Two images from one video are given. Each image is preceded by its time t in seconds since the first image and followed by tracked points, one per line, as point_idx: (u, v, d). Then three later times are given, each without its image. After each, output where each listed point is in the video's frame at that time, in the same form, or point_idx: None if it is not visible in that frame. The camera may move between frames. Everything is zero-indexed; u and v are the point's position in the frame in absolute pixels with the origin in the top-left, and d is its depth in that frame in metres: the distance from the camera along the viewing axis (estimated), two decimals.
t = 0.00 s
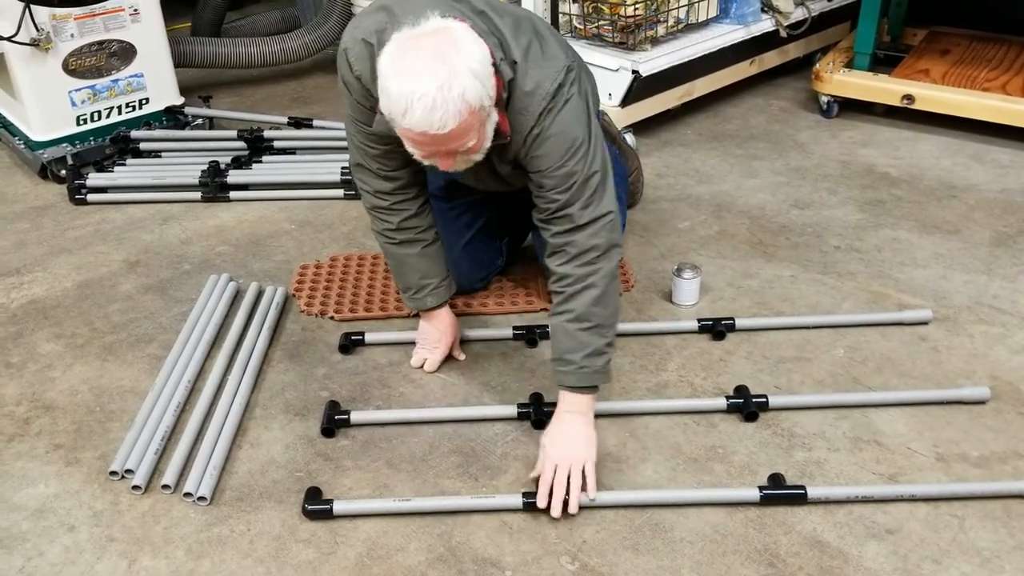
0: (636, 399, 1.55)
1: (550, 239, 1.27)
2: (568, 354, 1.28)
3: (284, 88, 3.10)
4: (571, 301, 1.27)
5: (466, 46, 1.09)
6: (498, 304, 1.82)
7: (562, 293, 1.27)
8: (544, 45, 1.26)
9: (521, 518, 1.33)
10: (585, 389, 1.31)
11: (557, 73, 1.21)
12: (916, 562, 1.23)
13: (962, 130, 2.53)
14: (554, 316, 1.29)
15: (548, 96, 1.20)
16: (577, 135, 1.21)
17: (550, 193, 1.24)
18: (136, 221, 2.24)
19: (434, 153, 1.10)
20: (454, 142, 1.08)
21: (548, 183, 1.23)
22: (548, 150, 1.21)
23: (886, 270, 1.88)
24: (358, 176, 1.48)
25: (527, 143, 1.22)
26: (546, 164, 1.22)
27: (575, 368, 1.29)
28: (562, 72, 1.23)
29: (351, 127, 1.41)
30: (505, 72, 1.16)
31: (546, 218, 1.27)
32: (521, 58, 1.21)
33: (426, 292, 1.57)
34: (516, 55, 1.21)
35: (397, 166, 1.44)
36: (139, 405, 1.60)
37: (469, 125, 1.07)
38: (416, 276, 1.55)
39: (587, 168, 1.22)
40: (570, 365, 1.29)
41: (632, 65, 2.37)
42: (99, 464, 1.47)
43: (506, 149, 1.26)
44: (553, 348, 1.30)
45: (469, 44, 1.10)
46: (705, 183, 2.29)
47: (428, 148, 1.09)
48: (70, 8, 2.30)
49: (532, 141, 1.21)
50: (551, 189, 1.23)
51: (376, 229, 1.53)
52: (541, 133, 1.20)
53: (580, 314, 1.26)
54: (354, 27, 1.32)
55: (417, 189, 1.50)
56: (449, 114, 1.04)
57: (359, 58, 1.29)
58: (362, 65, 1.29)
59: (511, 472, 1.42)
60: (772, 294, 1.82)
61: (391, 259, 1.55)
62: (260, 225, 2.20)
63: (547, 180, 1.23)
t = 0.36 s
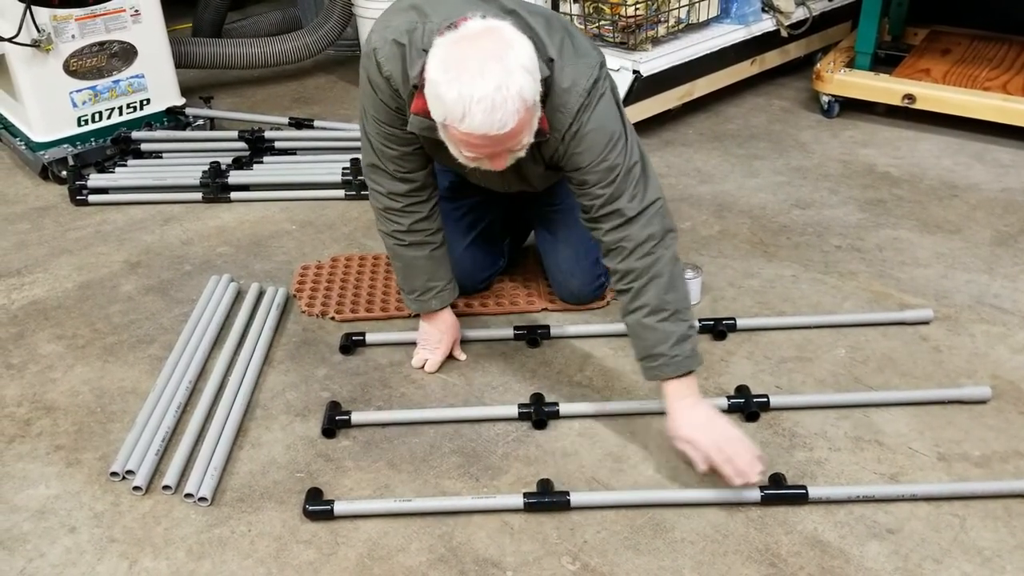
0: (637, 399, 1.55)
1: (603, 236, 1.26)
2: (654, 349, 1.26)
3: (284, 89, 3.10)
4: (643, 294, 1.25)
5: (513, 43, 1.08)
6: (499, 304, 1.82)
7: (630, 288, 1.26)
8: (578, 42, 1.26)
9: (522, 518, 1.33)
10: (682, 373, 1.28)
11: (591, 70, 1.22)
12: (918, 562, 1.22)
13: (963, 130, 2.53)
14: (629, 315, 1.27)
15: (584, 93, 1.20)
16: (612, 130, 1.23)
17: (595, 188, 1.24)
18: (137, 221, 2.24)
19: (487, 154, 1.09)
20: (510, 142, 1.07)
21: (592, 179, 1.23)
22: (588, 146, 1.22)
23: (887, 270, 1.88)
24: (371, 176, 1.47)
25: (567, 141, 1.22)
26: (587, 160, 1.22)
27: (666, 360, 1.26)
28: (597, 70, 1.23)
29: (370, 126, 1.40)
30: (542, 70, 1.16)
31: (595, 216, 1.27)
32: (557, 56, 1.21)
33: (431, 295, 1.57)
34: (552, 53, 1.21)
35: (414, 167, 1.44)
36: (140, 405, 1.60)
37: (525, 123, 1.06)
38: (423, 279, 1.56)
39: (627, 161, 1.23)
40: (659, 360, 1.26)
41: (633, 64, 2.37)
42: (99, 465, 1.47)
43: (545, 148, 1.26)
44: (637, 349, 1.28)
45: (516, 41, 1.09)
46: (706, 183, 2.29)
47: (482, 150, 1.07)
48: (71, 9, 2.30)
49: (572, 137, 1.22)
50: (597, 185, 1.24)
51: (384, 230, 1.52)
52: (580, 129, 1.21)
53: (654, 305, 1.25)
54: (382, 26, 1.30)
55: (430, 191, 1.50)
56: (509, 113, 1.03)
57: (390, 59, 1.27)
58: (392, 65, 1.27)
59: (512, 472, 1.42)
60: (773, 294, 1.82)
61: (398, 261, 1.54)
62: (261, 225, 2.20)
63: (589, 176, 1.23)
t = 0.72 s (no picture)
0: (640, 398, 1.55)
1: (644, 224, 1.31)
2: (667, 325, 1.32)
3: (286, 89, 3.10)
4: (674, 274, 1.31)
5: (557, 35, 1.08)
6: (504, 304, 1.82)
7: (664, 269, 1.32)
8: (609, 34, 1.26)
9: (525, 517, 1.33)
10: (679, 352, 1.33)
11: (626, 60, 1.23)
12: (920, 560, 1.23)
13: (965, 129, 2.53)
14: (655, 291, 1.33)
15: (623, 82, 1.22)
16: (652, 121, 1.25)
17: (638, 179, 1.28)
18: (140, 221, 2.24)
19: (530, 145, 1.08)
20: (555, 133, 1.06)
21: (634, 170, 1.27)
22: (631, 138, 1.24)
23: (889, 268, 1.88)
24: (388, 175, 1.46)
25: (608, 132, 1.24)
26: (629, 152, 1.25)
27: (681, 335, 1.31)
28: (631, 62, 1.24)
29: (393, 124, 1.38)
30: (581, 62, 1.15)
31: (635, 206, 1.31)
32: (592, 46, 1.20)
33: (439, 295, 1.58)
34: (588, 42, 1.19)
35: (435, 169, 1.43)
36: (143, 405, 1.60)
37: (569, 114, 1.06)
38: (433, 279, 1.56)
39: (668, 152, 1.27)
40: (675, 333, 1.31)
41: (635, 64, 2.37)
42: (102, 465, 1.47)
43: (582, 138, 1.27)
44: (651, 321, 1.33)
45: (560, 34, 1.08)
46: (708, 182, 2.29)
47: (526, 140, 1.06)
48: (73, 9, 2.30)
49: (612, 129, 1.24)
50: (640, 175, 1.28)
51: (395, 229, 1.51)
52: (619, 121, 1.23)
53: (683, 284, 1.31)
54: (414, 24, 1.28)
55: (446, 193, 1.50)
56: (557, 104, 1.03)
57: (423, 58, 1.25)
58: (425, 65, 1.25)
59: (514, 471, 1.42)
60: (775, 292, 1.82)
61: (409, 261, 1.54)
62: (263, 225, 2.20)
63: (631, 167, 1.26)
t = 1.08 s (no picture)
0: (639, 399, 1.55)
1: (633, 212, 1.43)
2: (578, 258, 1.55)
3: (287, 89, 3.10)
4: (616, 241, 1.51)
5: (598, 35, 1.07)
6: (506, 305, 1.82)
7: (615, 235, 1.50)
8: (640, 32, 1.26)
9: (524, 519, 1.34)
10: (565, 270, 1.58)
11: (658, 61, 1.24)
12: (919, 562, 1.23)
13: (965, 129, 2.53)
14: (596, 239, 1.52)
15: (655, 82, 1.23)
16: (675, 123, 1.29)
17: (649, 177, 1.36)
18: (140, 223, 2.24)
19: (559, 145, 1.08)
20: (585, 136, 1.07)
21: (646, 168, 1.34)
22: (656, 139, 1.29)
23: (889, 269, 1.88)
24: (401, 173, 1.45)
25: (635, 131, 1.26)
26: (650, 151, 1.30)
27: (577, 269, 1.56)
28: (662, 62, 1.26)
29: (413, 123, 1.38)
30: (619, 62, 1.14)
31: (636, 199, 1.41)
32: (626, 44, 1.20)
33: (441, 296, 1.57)
34: (623, 41, 1.19)
35: (450, 171, 1.43)
36: (143, 406, 1.60)
37: (601, 118, 1.07)
38: (436, 280, 1.55)
39: (680, 157, 1.35)
40: (573, 268, 1.56)
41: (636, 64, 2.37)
42: (102, 466, 1.48)
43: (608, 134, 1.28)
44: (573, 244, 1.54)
45: (601, 34, 1.08)
46: (708, 183, 2.29)
47: (557, 141, 1.07)
48: (73, 10, 2.30)
49: (642, 129, 1.26)
50: (652, 174, 1.35)
51: (403, 228, 1.50)
52: (648, 122, 1.25)
53: (614, 249, 1.53)
54: (442, 25, 1.27)
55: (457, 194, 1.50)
56: (593, 108, 1.03)
57: (451, 61, 1.26)
58: (453, 67, 1.26)
59: (514, 472, 1.42)
60: (775, 293, 1.82)
61: (415, 260, 1.53)
62: (263, 226, 2.20)
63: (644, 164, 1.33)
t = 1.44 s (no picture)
0: (643, 399, 1.55)
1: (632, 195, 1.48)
2: (584, 247, 1.62)
3: (291, 88, 3.10)
4: (616, 227, 1.57)
5: (604, 37, 1.06)
6: (508, 303, 1.82)
7: (616, 221, 1.55)
8: (643, 15, 1.30)
9: (529, 517, 1.34)
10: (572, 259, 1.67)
11: (659, 43, 1.27)
12: (925, 563, 1.22)
13: (970, 131, 2.53)
14: (596, 226, 1.58)
15: (656, 63, 1.26)
16: (676, 104, 1.33)
17: (648, 157, 1.40)
18: (145, 221, 2.25)
19: (517, 114, 1.08)
20: (540, 115, 1.06)
21: (646, 149, 1.38)
22: (658, 120, 1.33)
23: (894, 270, 1.88)
24: (406, 165, 1.46)
25: (637, 111, 1.30)
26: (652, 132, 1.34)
27: (582, 257, 1.64)
28: (663, 44, 1.29)
29: (418, 114, 1.39)
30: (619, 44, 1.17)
31: (634, 179, 1.45)
32: (628, 26, 1.23)
33: (447, 290, 1.56)
34: (624, 23, 1.23)
35: (455, 161, 1.44)
36: (148, 403, 1.60)
37: (566, 109, 1.05)
38: (441, 274, 1.55)
39: (679, 136, 1.39)
40: (580, 256, 1.64)
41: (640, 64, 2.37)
42: (108, 462, 1.48)
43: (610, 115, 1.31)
44: (575, 234, 1.61)
45: (609, 38, 1.07)
46: (712, 183, 2.29)
47: (516, 107, 1.06)
48: (79, 8, 2.31)
49: (645, 110, 1.30)
50: (651, 154, 1.39)
51: (408, 221, 1.51)
52: (650, 103, 1.29)
53: (616, 235, 1.59)
54: (445, 14, 1.28)
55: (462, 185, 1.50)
56: (556, 91, 1.02)
57: (454, 49, 1.26)
58: (456, 55, 1.27)
59: (518, 471, 1.42)
60: (779, 294, 1.82)
61: (420, 254, 1.53)
62: (267, 224, 2.20)
63: (645, 145, 1.37)
